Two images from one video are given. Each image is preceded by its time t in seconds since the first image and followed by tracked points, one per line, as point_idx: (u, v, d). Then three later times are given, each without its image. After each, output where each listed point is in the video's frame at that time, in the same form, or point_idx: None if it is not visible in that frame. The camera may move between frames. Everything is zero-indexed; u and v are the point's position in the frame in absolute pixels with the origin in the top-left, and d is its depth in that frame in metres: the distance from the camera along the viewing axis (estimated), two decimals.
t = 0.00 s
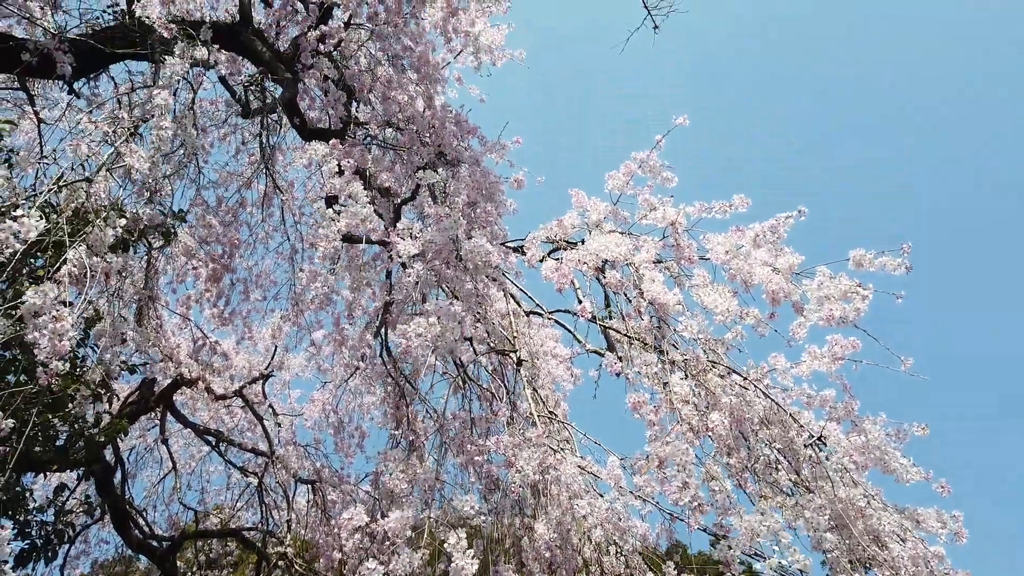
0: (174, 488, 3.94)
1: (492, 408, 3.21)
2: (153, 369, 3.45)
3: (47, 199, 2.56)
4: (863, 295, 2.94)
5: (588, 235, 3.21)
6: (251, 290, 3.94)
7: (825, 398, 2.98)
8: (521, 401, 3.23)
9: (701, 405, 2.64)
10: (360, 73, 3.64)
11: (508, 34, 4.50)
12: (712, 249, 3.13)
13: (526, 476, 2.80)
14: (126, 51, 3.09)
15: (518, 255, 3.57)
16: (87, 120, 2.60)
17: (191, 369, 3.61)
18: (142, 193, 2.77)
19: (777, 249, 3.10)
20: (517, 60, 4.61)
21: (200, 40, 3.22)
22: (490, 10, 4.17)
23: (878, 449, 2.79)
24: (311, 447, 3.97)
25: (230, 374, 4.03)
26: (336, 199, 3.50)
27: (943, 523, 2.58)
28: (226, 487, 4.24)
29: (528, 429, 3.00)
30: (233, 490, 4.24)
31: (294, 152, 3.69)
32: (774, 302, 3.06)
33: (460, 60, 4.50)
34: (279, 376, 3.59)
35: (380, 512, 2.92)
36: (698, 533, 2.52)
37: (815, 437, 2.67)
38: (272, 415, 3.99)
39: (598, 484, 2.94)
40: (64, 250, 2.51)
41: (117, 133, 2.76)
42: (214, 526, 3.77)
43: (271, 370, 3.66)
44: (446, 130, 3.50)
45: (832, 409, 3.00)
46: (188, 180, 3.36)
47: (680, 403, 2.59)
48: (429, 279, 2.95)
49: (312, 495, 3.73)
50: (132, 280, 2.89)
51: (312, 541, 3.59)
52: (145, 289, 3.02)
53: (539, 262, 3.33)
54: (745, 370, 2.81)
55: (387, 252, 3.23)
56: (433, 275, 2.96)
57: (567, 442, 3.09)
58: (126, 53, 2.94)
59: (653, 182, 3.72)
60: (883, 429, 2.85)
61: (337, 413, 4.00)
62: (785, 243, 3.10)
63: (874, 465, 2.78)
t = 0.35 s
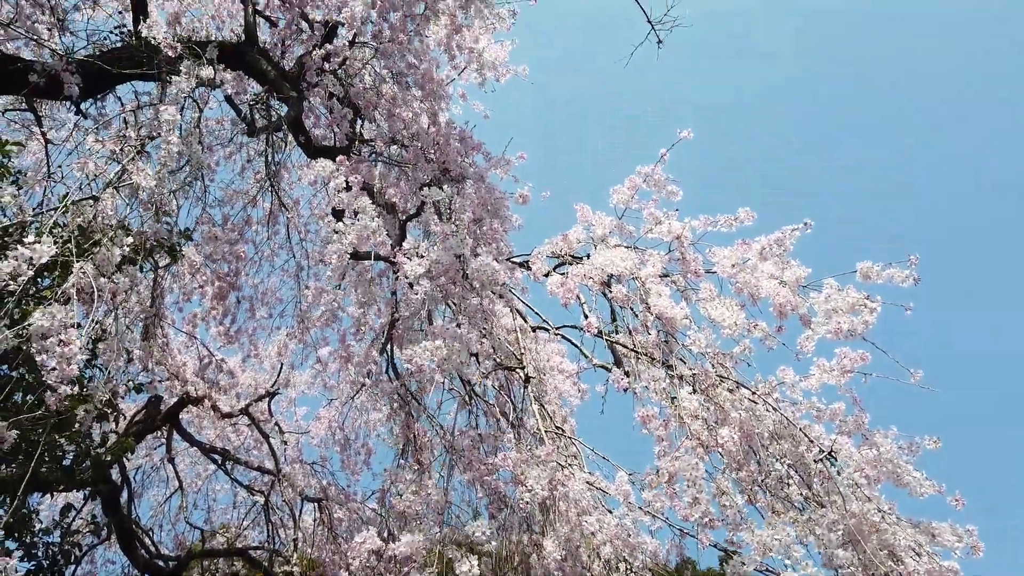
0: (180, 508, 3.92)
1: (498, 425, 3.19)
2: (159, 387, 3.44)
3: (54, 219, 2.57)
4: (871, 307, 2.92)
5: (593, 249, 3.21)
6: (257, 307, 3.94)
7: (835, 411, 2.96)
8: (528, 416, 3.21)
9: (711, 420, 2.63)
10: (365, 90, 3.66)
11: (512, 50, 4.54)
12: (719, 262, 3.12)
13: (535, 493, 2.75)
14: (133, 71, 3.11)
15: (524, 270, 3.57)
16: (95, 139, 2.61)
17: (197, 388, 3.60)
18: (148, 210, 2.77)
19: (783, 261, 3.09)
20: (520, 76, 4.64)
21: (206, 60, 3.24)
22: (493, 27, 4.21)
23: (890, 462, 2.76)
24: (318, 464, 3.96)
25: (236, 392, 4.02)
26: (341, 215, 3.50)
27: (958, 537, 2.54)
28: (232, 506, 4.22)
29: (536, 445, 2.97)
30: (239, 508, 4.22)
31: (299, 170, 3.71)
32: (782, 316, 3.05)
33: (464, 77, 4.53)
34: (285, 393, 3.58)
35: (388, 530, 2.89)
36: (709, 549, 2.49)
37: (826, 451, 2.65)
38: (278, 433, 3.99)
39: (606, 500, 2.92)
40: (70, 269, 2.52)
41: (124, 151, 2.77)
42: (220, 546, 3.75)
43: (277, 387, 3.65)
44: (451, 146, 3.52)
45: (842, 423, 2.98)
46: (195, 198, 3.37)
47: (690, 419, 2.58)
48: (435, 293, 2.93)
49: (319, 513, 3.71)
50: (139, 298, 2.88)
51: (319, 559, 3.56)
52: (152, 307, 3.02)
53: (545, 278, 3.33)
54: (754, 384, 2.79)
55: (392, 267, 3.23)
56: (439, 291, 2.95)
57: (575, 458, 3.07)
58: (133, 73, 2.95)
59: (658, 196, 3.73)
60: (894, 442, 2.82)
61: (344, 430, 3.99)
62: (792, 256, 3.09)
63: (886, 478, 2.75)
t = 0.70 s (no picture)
0: (184, 530, 3.90)
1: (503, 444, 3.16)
2: (163, 409, 3.44)
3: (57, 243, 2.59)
4: (876, 323, 2.91)
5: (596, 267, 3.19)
6: (261, 327, 3.94)
7: (843, 428, 2.93)
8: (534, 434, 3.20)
9: (717, 441, 2.62)
10: (368, 110, 3.69)
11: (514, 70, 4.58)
12: (722, 279, 3.11)
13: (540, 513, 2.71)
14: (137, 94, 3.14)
15: (527, 288, 3.57)
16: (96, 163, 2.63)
17: (201, 409, 3.59)
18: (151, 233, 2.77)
19: (786, 277, 3.10)
20: (523, 95, 4.67)
21: (209, 83, 3.26)
22: (494, 46, 4.26)
23: (900, 479, 2.74)
24: (323, 484, 3.95)
25: (240, 412, 4.02)
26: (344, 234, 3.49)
27: (971, 555, 2.51)
28: (237, 528, 4.20)
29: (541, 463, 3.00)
30: (244, 530, 4.19)
31: (303, 190, 3.73)
32: (788, 332, 3.03)
33: (466, 96, 4.58)
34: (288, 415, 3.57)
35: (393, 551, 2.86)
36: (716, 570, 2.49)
37: (834, 469, 2.64)
38: (283, 454, 3.97)
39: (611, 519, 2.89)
40: (73, 292, 2.52)
41: (126, 175, 2.79)
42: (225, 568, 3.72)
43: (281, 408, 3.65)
44: (454, 166, 3.53)
45: (850, 439, 2.95)
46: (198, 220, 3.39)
47: (694, 441, 2.57)
48: (437, 313, 2.91)
49: (324, 534, 3.68)
50: (142, 320, 2.89)
51: None
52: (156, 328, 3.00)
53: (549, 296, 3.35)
54: (761, 403, 2.75)
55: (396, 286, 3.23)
56: (441, 310, 2.94)
57: (581, 476, 3.05)
58: (137, 97, 2.98)
59: (661, 214, 3.73)
60: (903, 459, 2.80)
61: (348, 450, 3.98)
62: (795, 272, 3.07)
63: (896, 496, 2.72)
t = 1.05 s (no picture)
0: (189, 556, 3.88)
1: (507, 468, 3.14)
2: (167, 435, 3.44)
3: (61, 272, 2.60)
4: (880, 345, 2.89)
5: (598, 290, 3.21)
6: (265, 352, 3.95)
7: (849, 451, 2.91)
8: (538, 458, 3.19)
9: (721, 467, 2.64)
10: (369, 135, 3.69)
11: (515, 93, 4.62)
12: (725, 302, 3.07)
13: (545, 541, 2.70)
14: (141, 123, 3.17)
15: (529, 311, 3.56)
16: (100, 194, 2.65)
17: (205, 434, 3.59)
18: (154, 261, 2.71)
19: (791, 300, 3.06)
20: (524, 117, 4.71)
21: (212, 111, 3.29)
22: (495, 70, 4.29)
23: (908, 504, 2.70)
24: (327, 509, 3.93)
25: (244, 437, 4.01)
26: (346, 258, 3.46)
27: None
28: (241, 553, 4.18)
29: (546, 487, 3.01)
30: (248, 555, 4.17)
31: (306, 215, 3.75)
32: (790, 354, 3.06)
33: (468, 120, 4.62)
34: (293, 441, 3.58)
35: None
36: None
37: (840, 495, 2.61)
38: (287, 478, 3.97)
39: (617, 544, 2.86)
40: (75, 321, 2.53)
41: (130, 204, 2.80)
42: None
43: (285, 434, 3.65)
44: (455, 190, 3.54)
45: (857, 462, 2.93)
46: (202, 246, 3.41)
47: (700, 467, 2.57)
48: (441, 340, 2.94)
49: (328, 560, 3.66)
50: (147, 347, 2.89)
51: None
52: (161, 352, 2.95)
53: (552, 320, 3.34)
54: (763, 427, 2.80)
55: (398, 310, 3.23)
56: (444, 335, 2.94)
57: (586, 499, 3.04)
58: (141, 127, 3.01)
59: (662, 236, 3.72)
60: (911, 483, 2.77)
61: (352, 474, 3.97)
62: (798, 294, 3.07)
63: (904, 521, 2.69)
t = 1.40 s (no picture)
0: None
1: (516, 491, 3.12)
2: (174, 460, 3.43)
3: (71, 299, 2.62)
4: (890, 365, 2.87)
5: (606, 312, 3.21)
6: (271, 375, 3.95)
7: (861, 472, 2.88)
8: (546, 480, 3.18)
9: (734, 487, 2.61)
10: (375, 159, 3.73)
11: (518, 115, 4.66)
12: (733, 322, 3.07)
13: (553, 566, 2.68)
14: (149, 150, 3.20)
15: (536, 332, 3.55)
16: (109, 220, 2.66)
17: (212, 458, 3.58)
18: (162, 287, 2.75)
19: (799, 320, 3.05)
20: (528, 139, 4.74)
21: (219, 136, 3.31)
22: (499, 93, 4.33)
23: (923, 526, 2.67)
24: (335, 534, 3.90)
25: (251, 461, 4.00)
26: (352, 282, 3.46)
27: None
28: None
29: (556, 509, 2.99)
30: None
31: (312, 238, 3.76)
32: (800, 374, 3.05)
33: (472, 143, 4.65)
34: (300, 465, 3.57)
35: None
36: None
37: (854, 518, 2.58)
38: (294, 503, 3.95)
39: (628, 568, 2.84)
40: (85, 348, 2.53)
41: (138, 230, 2.81)
42: None
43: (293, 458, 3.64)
44: (460, 213, 3.55)
45: (870, 484, 2.89)
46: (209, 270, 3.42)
47: (712, 489, 2.54)
48: (449, 363, 2.94)
49: None
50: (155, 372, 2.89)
51: None
52: (168, 376, 2.94)
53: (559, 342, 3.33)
54: (775, 449, 2.77)
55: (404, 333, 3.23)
56: (451, 358, 2.93)
57: (596, 523, 3.01)
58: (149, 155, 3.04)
59: (668, 256, 3.73)
60: (925, 505, 2.73)
61: (359, 498, 3.95)
62: (806, 314, 3.06)
63: (919, 543, 2.65)
